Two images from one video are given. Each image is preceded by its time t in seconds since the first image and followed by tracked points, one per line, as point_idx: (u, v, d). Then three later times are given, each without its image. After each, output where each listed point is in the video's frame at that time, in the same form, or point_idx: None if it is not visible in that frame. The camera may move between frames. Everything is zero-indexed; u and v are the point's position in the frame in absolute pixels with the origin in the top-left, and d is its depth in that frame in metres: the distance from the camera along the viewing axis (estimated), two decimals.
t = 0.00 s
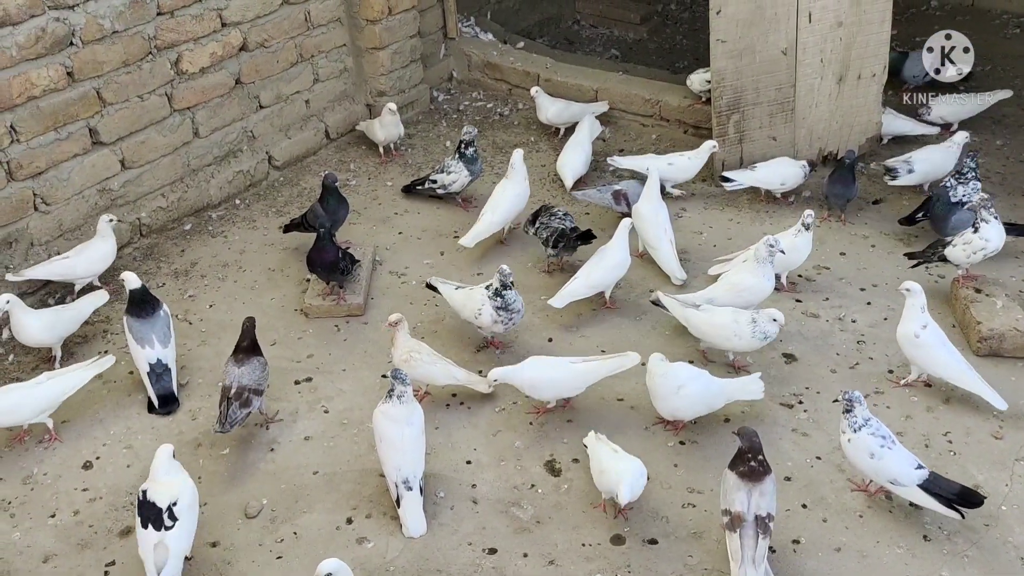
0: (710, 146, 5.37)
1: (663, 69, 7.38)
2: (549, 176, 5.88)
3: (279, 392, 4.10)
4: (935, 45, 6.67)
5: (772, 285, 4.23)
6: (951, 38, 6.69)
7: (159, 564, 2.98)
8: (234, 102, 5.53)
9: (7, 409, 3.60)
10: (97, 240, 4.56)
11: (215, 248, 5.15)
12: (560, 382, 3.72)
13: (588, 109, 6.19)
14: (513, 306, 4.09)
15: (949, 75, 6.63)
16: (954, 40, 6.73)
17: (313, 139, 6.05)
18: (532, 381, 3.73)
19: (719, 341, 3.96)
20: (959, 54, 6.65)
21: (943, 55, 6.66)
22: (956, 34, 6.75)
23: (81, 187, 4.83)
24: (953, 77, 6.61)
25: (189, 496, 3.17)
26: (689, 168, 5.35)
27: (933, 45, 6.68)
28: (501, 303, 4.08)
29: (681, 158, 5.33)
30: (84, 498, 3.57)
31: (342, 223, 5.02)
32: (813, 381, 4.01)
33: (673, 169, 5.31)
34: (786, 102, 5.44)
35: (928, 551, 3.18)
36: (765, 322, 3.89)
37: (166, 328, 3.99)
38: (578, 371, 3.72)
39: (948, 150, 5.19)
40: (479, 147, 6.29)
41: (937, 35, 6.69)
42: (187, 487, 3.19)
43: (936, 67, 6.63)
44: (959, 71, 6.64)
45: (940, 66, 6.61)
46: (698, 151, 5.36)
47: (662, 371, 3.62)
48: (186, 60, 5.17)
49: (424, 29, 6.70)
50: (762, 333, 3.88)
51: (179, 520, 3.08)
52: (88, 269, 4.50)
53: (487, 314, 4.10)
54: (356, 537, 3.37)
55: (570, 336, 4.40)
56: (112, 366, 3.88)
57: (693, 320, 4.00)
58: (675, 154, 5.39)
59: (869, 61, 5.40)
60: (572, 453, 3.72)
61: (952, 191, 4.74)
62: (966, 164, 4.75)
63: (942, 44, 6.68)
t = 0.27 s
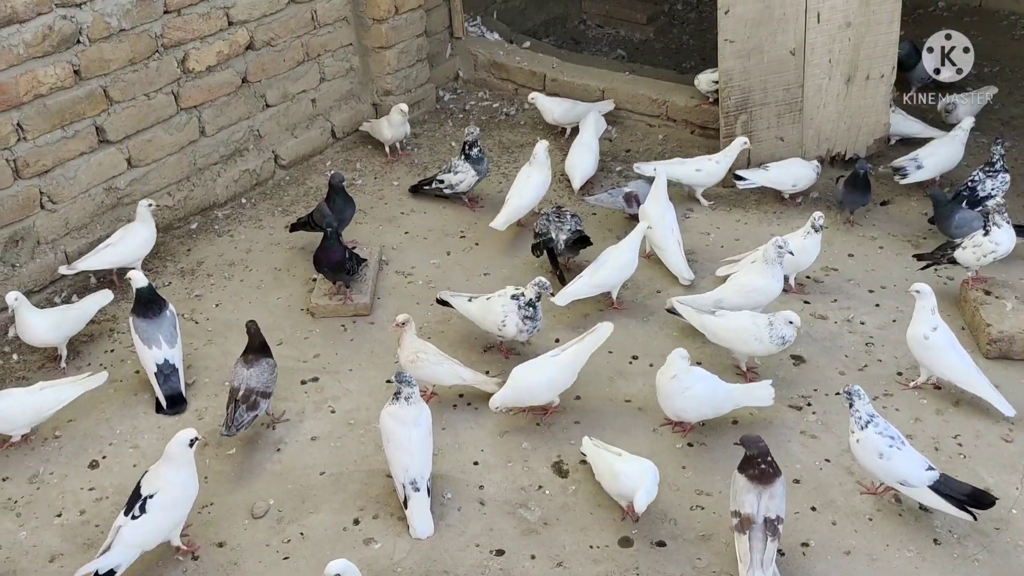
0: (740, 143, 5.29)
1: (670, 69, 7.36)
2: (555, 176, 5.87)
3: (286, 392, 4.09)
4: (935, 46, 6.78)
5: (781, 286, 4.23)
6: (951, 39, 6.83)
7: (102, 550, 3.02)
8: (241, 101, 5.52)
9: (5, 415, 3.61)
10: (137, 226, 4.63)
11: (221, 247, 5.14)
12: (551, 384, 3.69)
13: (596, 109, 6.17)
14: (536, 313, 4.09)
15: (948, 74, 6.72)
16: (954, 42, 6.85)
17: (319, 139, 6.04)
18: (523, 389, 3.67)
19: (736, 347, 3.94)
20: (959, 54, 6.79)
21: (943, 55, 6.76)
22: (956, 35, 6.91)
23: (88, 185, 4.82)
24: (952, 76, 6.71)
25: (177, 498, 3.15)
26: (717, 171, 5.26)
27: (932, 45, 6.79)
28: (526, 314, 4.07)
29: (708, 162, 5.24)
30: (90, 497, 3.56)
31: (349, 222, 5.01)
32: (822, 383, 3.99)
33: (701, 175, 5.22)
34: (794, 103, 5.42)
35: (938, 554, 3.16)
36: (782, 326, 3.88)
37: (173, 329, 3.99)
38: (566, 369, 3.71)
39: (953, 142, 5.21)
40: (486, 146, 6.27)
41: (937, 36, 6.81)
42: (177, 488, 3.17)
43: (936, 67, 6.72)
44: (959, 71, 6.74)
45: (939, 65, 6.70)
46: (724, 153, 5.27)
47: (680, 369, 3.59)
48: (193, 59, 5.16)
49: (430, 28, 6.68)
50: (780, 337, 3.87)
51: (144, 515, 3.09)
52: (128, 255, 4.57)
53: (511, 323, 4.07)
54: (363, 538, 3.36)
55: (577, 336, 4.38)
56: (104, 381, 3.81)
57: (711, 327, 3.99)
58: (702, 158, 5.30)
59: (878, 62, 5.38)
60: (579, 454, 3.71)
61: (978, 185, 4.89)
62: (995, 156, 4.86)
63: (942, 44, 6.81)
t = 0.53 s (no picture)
0: (760, 138, 5.20)
1: (674, 70, 7.33)
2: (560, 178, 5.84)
3: (291, 396, 4.07)
4: (934, 46, 6.72)
5: (789, 289, 4.22)
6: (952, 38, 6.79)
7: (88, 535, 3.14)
8: (244, 103, 5.49)
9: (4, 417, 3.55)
10: (170, 213, 4.77)
11: (225, 249, 5.11)
12: (552, 381, 3.65)
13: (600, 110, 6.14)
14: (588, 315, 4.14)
15: (948, 73, 6.68)
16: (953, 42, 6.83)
17: (323, 140, 6.02)
18: (525, 387, 3.63)
19: (745, 355, 3.91)
20: (959, 54, 6.74)
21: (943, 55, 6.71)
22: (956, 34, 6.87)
23: (91, 187, 4.80)
24: (953, 76, 6.66)
25: (171, 510, 3.16)
26: (741, 170, 5.19)
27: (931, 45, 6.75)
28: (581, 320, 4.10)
29: (732, 162, 5.18)
30: (95, 502, 3.53)
31: (353, 224, 4.98)
32: (830, 387, 3.96)
33: (725, 173, 5.17)
34: (801, 105, 5.39)
35: (949, 562, 3.13)
36: (781, 314, 3.85)
37: (176, 333, 3.97)
38: (566, 365, 3.69)
39: (974, 138, 5.21)
40: (490, 148, 6.25)
41: (937, 36, 6.77)
42: (173, 502, 3.17)
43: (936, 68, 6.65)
44: (958, 71, 6.70)
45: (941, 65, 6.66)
46: (746, 151, 5.22)
47: (686, 372, 3.60)
48: (196, 60, 5.13)
49: (434, 29, 6.66)
50: (780, 327, 3.85)
51: (133, 516, 3.12)
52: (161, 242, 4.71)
53: (569, 327, 4.09)
54: (370, 543, 3.34)
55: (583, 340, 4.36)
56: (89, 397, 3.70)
57: (719, 340, 3.96)
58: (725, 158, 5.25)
59: (885, 63, 5.34)
60: (587, 459, 3.68)
61: (1000, 176, 4.84)
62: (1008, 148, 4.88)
63: (942, 44, 6.77)
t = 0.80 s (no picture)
0: (768, 142, 5.17)
1: (677, 74, 7.31)
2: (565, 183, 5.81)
3: (298, 406, 4.04)
4: (934, 46, 6.81)
5: (799, 296, 4.17)
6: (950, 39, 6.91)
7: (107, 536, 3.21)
8: (248, 109, 5.46)
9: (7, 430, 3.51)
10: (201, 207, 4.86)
11: (230, 257, 5.08)
12: (560, 388, 3.62)
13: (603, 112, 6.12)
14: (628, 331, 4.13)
15: (948, 73, 6.71)
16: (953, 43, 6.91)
17: (326, 146, 5.99)
18: (534, 394, 3.60)
19: (755, 363, 3.87)
20: (959, 54, 6.83)
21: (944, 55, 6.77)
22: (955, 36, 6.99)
23: (95, 195, 4.77)
24: (953, 75, 6.69)
25: (175, 526, 3.12)
26: (756, 174, 5.19)
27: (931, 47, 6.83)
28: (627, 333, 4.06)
29: (748, 165, 5.17)
30: (102, 515, 3.50)
31: (359, 231, 4.95)
32: (841, 395, 3.94)
33: (743, 177, 5.16)
34: (807, 109, 5.37)
35: (966, 573, 3.10)
36: (791, 320, 3.81)
37: (182, 344, 3.94)
38: (574, 372, 3.65)
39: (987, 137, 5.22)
40: (494, 153, 6.22)
41: (936, 36, 6.87)
42: (179, 518, 3.13)
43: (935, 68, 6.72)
44: (958, 71, 6.75)
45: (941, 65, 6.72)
46: (760, 155, 5.21)
47: (699, 381, 3.54)
48: (200, 67, 5.10)
49: (437, 33, 6.63)
50: (790, 333, 3.80)
51: (143, 527, 3.13)
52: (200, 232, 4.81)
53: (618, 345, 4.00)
54: (380, 556, 3.31)
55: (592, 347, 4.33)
56: (101, 417, 3.62)
57: (727, 351, 3.92)
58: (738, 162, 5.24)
59: (892, 67, 5.32)
60: (597, 469, 3.65)
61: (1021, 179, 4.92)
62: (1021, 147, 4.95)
63: (942, 44, 6.86)
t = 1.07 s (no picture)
0: (768, 146, 5.14)
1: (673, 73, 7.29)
2: (563, 183, 5.79)
3: (298, 409, 4.01)
4: (935, 45, 6.80)
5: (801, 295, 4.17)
6: (951, 40, 6.88)
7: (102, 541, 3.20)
8: (243, 110, 5.42)
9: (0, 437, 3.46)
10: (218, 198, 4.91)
11: (226, 259, 5.04)
12: (558, 390, 3.58)
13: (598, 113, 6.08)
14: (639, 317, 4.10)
15: (948, 73, 6.67)
16: (954, 41, 6.90)
17: (322, 147, 5.95)
18: (531, 396, 3.57)
19: (759, 363, 3.86)
20: (959, 55, 6.80)
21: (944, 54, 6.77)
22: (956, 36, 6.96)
23: (90, 198, 4.72)
24: (953, 76, 6.64)
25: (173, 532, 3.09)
26: (755, 175, 5.17)
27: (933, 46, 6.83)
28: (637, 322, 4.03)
29: (745, 169, 5.15)
30: (102, 522, 3.46)
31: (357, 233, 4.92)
32: (843, 395, 3.93)
33: (739, 181, 5.13)
34: (805, 108, 5.36)
35: (972, 573, 3.10)
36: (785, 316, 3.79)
37: (179, 349, 3.91)
38: (572, 374, 3.63)
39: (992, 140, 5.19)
40: (490, 153, 6.20)
41: (937, 36, 6.85)
42: (178, 523, 3.11)
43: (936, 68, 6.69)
44: (958, 71, 6.72)
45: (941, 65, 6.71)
46: (758, 157, 5.19)
47: (699, 381, 3.53)
48: (195, 68, 5.05)
49: (432, 33, 6.60)
50: (786, 327, 3.78)
51: (142, 534, 3.10)
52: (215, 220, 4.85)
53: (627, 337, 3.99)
54: (384, 561, 3.28)
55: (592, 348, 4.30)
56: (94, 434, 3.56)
57: (731, 351, 3.91)
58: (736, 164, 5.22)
59: (889, 66, 5.32)
60: (601, 472, 3.63)
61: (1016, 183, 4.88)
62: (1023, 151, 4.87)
63: (942, 44, 6.84)
